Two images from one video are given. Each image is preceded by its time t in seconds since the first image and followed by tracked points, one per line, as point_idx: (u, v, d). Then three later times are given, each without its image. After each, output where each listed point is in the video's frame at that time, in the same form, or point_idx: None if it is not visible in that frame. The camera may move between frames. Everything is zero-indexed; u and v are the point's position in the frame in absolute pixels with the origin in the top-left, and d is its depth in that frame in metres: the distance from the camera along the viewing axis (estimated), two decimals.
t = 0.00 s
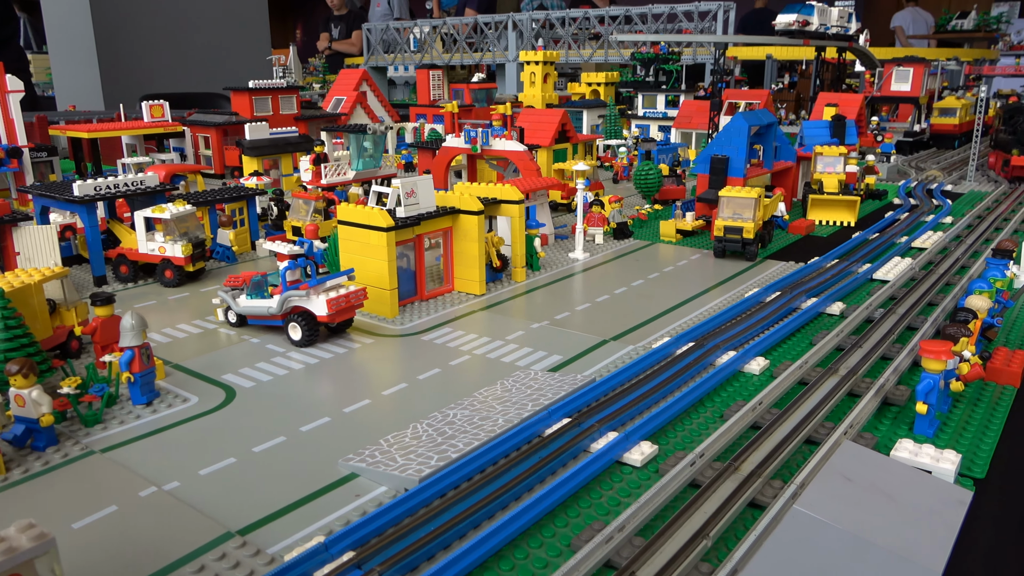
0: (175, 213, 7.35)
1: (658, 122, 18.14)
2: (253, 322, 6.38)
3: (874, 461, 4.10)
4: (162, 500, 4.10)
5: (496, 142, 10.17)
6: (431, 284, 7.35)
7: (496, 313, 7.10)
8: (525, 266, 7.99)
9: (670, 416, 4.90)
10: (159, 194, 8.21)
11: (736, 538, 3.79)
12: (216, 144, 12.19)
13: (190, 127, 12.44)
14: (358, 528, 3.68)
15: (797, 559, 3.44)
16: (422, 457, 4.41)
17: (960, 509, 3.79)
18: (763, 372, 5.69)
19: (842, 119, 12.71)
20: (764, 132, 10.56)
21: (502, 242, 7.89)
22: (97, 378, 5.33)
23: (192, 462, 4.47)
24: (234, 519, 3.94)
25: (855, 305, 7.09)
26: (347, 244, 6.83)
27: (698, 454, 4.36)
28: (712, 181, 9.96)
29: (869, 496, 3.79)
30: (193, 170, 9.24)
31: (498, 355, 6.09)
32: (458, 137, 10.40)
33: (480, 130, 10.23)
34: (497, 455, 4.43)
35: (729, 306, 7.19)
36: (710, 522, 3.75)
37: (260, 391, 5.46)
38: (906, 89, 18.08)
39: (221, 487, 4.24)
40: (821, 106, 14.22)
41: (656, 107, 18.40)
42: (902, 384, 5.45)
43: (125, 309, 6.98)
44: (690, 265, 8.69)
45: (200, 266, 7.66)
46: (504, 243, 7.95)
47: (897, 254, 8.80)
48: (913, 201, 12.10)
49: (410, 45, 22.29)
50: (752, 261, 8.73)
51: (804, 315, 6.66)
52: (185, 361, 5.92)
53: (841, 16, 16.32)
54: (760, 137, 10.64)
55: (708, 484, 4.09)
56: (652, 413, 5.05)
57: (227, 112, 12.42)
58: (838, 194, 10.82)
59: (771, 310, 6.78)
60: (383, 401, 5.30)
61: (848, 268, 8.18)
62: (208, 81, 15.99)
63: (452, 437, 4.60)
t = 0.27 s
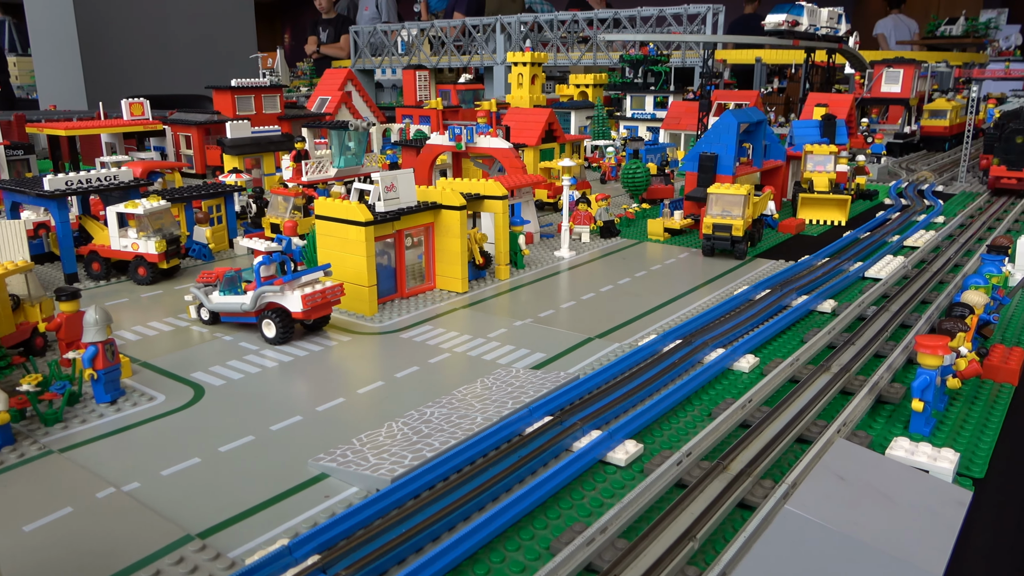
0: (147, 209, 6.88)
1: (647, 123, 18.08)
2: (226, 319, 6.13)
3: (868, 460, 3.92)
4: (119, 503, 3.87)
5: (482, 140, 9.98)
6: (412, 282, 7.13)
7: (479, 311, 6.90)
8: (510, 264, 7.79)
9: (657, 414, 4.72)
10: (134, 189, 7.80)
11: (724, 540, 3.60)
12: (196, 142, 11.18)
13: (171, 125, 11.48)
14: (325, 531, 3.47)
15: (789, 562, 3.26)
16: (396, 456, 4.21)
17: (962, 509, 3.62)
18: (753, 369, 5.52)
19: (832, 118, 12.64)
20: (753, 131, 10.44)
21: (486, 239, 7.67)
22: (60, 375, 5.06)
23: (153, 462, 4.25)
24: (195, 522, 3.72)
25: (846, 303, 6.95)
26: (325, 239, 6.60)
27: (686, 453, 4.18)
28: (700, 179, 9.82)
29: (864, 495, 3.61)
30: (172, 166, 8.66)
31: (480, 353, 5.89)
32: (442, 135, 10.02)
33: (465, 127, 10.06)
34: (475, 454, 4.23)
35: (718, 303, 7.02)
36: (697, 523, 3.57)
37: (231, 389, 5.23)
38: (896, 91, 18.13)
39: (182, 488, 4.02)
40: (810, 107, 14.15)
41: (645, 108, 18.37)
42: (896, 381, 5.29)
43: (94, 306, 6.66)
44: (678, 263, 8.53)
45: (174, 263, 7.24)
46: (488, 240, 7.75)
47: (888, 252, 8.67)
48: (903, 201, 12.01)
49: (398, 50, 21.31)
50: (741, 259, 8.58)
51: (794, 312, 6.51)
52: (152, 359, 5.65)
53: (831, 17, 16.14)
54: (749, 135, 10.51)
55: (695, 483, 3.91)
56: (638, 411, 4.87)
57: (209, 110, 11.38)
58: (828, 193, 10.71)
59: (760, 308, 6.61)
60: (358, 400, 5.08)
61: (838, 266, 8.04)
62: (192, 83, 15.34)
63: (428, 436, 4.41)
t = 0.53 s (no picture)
0: (126, 205, 6.70)
1: (640, 123, 17.98)
2: (203, 317, 5.97)
3: (857, 460, 3.80)
4: (81, 506, 3.73)
5: (470, 137, 9.82)
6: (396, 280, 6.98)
7: (464, 309, 6.76)
8: (497, 262, 7.65)
9: (641, 413, 4.60)
10: (114, 186, 7.56)
11: (707, 543, 3.48)
12: (184, 141, 10.52)
13: (159, 124, 10.75)
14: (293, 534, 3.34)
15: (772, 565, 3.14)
16: (370, 457, 4.09)
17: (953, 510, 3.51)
18: (742, 368, 5.40)
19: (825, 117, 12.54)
20: (745, 129, 10.31)
21: (472, 237, 7.51)
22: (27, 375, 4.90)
23: (119, 464, 4.11)
24: (159, 526, 3.59)
25: (838, 301, 6.83)
26: (307, 236, 6.44)
27: (669, 452, 4.06)
28: (691, 177, 9.69)
29: (852, 496, 3.50)
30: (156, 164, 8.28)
31: (463, 352, 5.75)
32: (431, 133, 9.79)
33: (454, 124, 9.81)
34: (452, 454, 4.10)
35: (708, 301, 6.90)
36: (679, 525, 3.45)
37: (205, 388, 5.09)
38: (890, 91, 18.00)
39: (148, 490, 3.89)
40: (803, 106, 14.03)
41: (638, 108, 18.22)
42: (887, 379, 5.17)
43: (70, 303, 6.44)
44: (669, 262, 8.41)
45: (155, 261, 7.03)
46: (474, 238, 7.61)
47: (880, 251, 8.56)
48: (896, 200, 11.92)
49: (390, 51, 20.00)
50: (732, 258, 8.45)
51: (785, 310, 6.39)
52: (125, 359, 5.50)
53: (824, 17, 16.02)
54: (741, 133, 10.39)
55: (678, 484, 3.79)
56: (622, 410, 4.75)
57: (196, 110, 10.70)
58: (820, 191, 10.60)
59: (750, 305, 6.49)
60: (335, 399, 4.95)
61: (830, 264, 7.93)
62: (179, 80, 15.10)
63: (405, 437, 4.28)
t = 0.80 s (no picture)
0: (101, 203, 6.57)
1: (631, 125, 17.90)
2: (177, 315, 5.84)
3: (841, 455, 3.68)
4: (36, 504, 3.60)
5: (457, 136, 9.71)
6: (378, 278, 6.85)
7: (446, 306, 6.64)
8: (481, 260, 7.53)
9: (621, 409, 4.48)
10: (91, 184, 7.42)
11: (683, 539, 3.37)
12: (168, 141, 10.36)
13: (143, 124, 10.62)
14: (254, 532, 3.22)
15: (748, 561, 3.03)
16: (338, 453, 3.97)
17: (937, 505, 3.40)
18: (726, 364, 5.29)
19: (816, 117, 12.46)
20: (734, 127, 10.22)
21: (456, 235, 7.39)
22: None
23: (80, 462, 3.99)
24: (117, 525, 3.47)
25: (826, 298, 6.73)
26: (285, 234, 6.32)
27: (648, 448, 3.95)
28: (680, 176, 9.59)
29: (834, 492, 3.38)
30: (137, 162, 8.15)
31: (442, 349, 5.63)
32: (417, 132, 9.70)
33: (440, 123, 9.66)
34: (424, 451, 3.98)
35: (694, 299, 6.78)
36: (654, 521, 3.34)
37: (175, 386, 4.96)
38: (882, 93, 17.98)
39: (108, 489, 3.76)
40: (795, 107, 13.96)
41: (630, 110, 18.13)
42: (874, 375, 5.06)
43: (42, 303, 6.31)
44: (657, 260, 8.30)
45: (131, 260, 6.91)
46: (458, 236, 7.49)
47: (871, 249, 8.46)
48: (888, 200, 11.84)
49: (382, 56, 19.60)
50: (721, 256, 8.35)
51: (772, 307, 6.28)
52: (92, 357, 5.36)
53: (816, 18, 15.97)
54: (730, 132, 10.29)
55: (656, 479, 3.67)
56: (602, 406, 4.63)
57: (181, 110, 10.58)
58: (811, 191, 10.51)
59: (737, 303, 6.37)
60: (308, 397, 4.82)
61: (820, 262, 7.83)
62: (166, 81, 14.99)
63: (376, 433, 4.17)
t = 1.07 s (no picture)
0: (76, 200, 6.48)
1: (624, 126, 17.83)
2: (151, 315, 5.72)
3: (825, 452, 3.57)
4: None
5: (444, 135, 9.59)
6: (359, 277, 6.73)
7: (429, 305, 6.52)
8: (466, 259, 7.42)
9: (601, 407, 4.37)
10: (68, 184, 7.30)
11: (660, 539, 3.25)
12: (152, 142, 10.29)
13: (127, 125, 10.52)
14: (214, 532, 3.10)
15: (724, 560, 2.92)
16: (307, 453, 3.86)
17: (922, 502, 3.29)
18: (712, 362, 5.17)
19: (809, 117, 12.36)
20: (725, 126, 10.12)
21: (440, 233, 7.28)
22: None
23: (39, 464, 3.87)
24: (73, 527, 3.35)
25: (815, 296, 6.63)
26: (263, 232, 6.21)
27: (626, 445, 3.83)
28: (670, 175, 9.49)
29: (815, 489, 3.27)
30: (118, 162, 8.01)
31: (423, 348, 5.51)
32: (404, 130, 9.55)
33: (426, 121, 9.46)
34: (397, 450, 3.87)
35: (682, 297, 6.67)
36: (630, 519, 3.22)
37: (146, 386, 4.85)
38: (877, 93, 17.87)
39: (67, 491, 3.64)
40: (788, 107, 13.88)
41: (623, 111, 17.95)
42: (861, 372, 4.95)
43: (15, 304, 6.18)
44: (645, 260, 8.19)
45: (107, 260, 6.79)
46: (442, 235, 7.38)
47: (862, 248, 8.37)
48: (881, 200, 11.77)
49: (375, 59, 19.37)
50: (711, 255, 8.25)
51: (760, 305, 6.17)
52: (61, 357, 5.25)
53: (810, 18, 15.80)
54: (721, 131, 10.19)
55: (633, 477, 3.56)
56: (582, 404, 4.51)
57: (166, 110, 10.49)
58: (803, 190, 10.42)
59: (724, 301, 6.27)
60: (282, 397, 4.71)
61: (810, 261, 7.73)
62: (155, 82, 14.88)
63: (348, 432, 4.05)
